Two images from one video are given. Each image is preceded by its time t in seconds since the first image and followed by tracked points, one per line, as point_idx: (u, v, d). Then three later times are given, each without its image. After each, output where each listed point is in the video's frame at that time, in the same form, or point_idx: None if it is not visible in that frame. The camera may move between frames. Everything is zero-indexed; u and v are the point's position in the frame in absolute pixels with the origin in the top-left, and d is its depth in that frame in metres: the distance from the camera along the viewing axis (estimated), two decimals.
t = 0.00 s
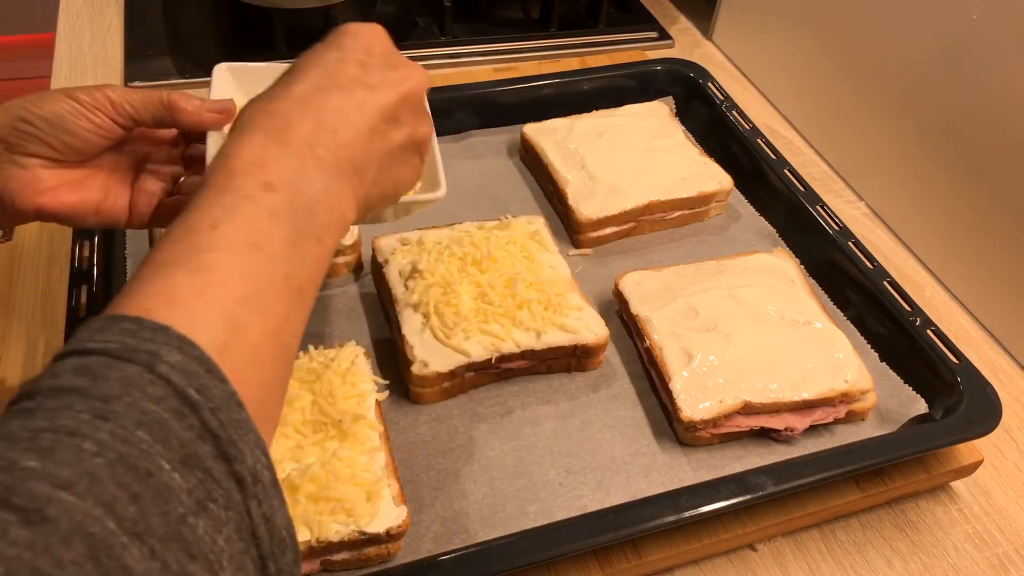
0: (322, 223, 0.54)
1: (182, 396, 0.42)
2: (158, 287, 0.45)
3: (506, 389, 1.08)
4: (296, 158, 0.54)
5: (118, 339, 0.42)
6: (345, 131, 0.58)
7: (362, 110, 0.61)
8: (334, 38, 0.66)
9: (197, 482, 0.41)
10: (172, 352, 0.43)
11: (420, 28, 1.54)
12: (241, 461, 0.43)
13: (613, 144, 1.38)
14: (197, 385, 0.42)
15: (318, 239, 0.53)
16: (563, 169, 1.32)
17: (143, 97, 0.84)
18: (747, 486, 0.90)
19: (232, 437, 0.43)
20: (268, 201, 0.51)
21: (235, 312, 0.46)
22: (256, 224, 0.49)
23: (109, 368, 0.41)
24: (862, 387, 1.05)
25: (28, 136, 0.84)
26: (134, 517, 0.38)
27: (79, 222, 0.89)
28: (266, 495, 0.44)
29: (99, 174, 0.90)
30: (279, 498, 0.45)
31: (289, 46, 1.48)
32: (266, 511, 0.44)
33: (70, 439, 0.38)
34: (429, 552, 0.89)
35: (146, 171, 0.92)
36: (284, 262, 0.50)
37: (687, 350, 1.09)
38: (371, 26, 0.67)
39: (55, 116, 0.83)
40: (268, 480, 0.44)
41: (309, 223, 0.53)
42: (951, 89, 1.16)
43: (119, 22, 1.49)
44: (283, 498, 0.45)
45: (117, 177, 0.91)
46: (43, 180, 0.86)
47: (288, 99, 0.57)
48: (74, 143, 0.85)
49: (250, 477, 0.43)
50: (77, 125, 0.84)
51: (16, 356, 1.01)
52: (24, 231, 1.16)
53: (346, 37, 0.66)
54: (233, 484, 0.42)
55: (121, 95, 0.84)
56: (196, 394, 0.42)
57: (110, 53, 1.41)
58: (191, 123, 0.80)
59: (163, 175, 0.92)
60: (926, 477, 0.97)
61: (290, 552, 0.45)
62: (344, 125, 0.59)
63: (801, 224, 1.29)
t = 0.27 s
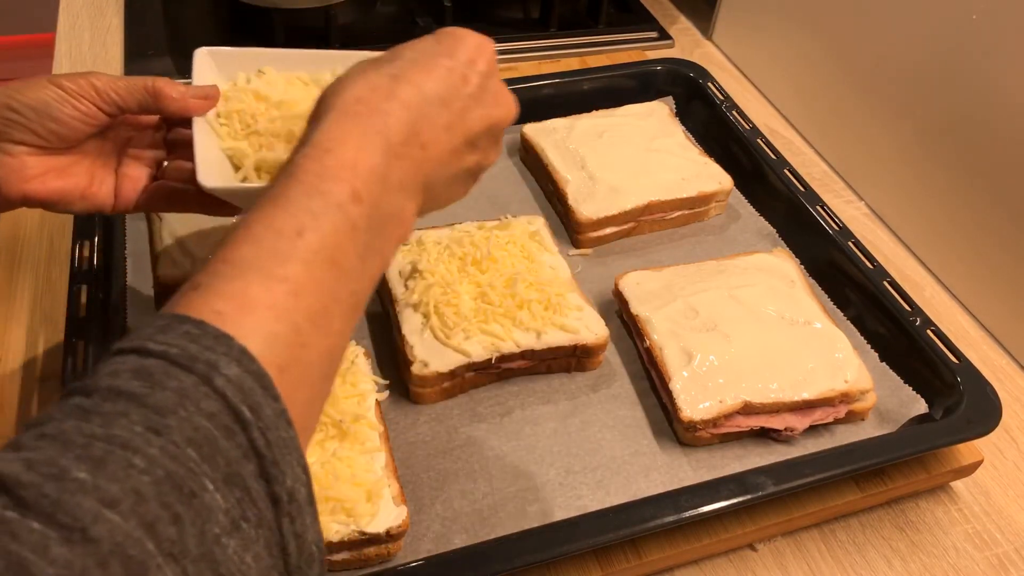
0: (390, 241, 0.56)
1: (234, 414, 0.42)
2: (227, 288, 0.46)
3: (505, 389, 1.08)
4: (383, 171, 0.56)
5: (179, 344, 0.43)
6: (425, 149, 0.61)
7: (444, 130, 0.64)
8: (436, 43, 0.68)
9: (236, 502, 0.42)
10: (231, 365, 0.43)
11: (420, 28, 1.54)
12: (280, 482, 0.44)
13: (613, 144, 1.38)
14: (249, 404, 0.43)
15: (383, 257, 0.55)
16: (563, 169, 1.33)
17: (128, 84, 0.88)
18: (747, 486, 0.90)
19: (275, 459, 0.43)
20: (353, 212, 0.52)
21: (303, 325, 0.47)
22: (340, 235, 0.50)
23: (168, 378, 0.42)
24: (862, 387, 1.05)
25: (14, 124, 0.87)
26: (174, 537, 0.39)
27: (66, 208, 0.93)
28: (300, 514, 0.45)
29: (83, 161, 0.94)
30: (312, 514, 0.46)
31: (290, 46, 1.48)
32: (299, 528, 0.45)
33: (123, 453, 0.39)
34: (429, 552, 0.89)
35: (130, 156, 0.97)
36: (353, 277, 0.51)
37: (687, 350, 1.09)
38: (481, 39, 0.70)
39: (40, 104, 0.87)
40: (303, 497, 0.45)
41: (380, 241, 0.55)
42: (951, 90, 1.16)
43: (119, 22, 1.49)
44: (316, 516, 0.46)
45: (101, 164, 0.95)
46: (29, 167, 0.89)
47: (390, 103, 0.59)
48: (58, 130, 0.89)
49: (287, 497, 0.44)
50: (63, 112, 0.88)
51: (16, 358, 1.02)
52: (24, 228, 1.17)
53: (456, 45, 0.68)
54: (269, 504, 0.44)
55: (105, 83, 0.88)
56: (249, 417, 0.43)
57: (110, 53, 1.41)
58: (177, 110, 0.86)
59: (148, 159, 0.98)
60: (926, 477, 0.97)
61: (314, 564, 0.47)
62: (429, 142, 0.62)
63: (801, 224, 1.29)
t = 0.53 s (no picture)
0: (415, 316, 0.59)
1: (256, 462, 0.44)
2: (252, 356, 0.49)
3: (505, 389, 1.08)
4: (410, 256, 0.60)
5: (210, 401, 0.45)
6: (454, 234, 0.64)
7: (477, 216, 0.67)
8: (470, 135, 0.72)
9: (257, 544, 0.43)
10: (255, 421, 0.45)
11: (420, 28, 1.54)
12: (301, 531, 0.45)
13: (613, 144, 1.38)
14: (272, 455, 0.45)
15: (409, 330, 0.58)
16: (563, 169, 1.33)
17: (83, 55, 0.93)
18: (747, 486, 0.90)
19: (296, 507, 0.45)
20: (374, 292, 0.55)
21: (324, 392, 0.50)
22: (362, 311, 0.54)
23: (199, 427, 0.43)
24: (862, 387, 1.05)
25: None
26: (197, 569, 0.40)
27: (32, 181, 0.98)
28: (319, 568, 0.45)
29: (45, 134, 0.99)
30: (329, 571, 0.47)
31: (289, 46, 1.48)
32: None
33: (154, 488, 0.41)
34: (429, 552, 0.89)
35: (89, 128, 1.02)
36: (376, 351, 0.54)
37: (687, 350, 1.09)
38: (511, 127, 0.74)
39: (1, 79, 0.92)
40: (323, 552, 0.46)
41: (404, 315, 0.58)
42: (951, 90, 1.16)
43: (119, 22, 1.49)
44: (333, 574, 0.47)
45: (61, 137, 1.00)
46: None
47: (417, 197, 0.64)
48: (19, 103, 0.94)
49: (307, 547, 0.45)
50: (21, 85, 0.93)
51: (15, 360, 1.02)
52: (24, 228, 1.17)
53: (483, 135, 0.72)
54: (289, 552, 0.44)
55: (62, 56, 0.93)
56: (273, 465, 0.44)
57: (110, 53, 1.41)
58: (134, 78, 0.89)
59: (108, 130, 1.02)
60: (926, 477, 0.97)
61: None
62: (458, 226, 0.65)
63: (801, 224, 1.29)
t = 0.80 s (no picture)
0: (380, 317, 0.64)
1: (249, 436, 0.49)
2: (235, 357, 0.55)
3: (505, 389, 1.08)
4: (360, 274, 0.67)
5: (201, 392, 0.50)
6: (397, 245, 0.72)
7: (406, 232, 0.75)
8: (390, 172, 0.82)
9: (259, 506, 0.47)
10: (244, 403, 0.50)
11: (420, 28, 1.54)
12: (297, 497, 0.49)
13: (613, 143, 1.38)
14: (262, 429, 0.50)
15: (377, 329, 0.63)
16: (563, 169, 1.33)
17: (57, 44, 0.93)
18: (747, 486, 0.90)
19: (290, 476, 0.50)
20: (330, 302, 0.62)
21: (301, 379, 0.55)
22: (321, 316, 0.60)
23: (193, 409, 0.49)
24: (862, 387, 1.05)
25: None
26: (202, 521, 0.45)
27: (12, 170, 1.00)
28: (317, 535, 0.50)
29: (23, 123, 1.00)
30: (324, 540, 0.51)
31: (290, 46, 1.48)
32: (312, 547, 0.50)
33: (158, 453, 0.46)
34: (429, 552, 0.89)
35: (67, 117, 1.03)
36: (344, 345, 0.59)
37: (687, 350, 1.09)
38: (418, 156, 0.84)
39: None
40: (317, 520, 0.50)
41: (367, 316, 0.63)
42: (951, 89, 1.16)
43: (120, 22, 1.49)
44: (328, 539, 0.51)
45: (39, 126, 1.01)
46: None
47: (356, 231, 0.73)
48: None
49: (305, 513, 0.50)
50: None
51: (15, 358, 1.02)
52: (24, 229, 1.17)
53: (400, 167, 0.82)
54: (288, 517, 0.49)
55: (36, 45, 0.93)
56: (264, 436, 0.50)
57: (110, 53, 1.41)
58: (109, 64, 0.89)
59: (86, 119, 1.04)
60: (926, 477, 0.97)
61: None
62: (394, 242, 0.73)
63: (801, 224, 1.29)
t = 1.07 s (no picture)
0: (367, 287, 0.65)
1: (250, 398, 0.49)
2: (229, 329, 0.55)
3: (505, 388, 1.08)
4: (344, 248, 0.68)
5: (200, 360, 0.51)
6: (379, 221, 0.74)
7: (385, 208, 0.76)
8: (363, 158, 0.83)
9: (263, 466, 0.47)
10: (241, 368, 0.51)
11: (420, 28, 1.54)
12: (300, 457, 0.50)
13: (613, 143, 1.38)
14: (261, 391, 0.50)
15: (365, 298, 0.64)
16: (563, 169, 1.33)
17: (50, 42, 0.93)
18: (747, 486, 0.90)
19: (292, 436, 0.50)
20: (316, 276, 0.63)
21: (295, 346, 0.55)
22: (309, 289, 0.61)
23: (192, 375, 0.49)
24: (862, 387, 1.05)
25: None
26: (209, 478, 0.45)
27: (8, 168, 1.00)
28: (320, 494, 0.50)
29: (19, 122, 1.00)
30: (329, 501, 0.52)
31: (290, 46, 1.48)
32: (317, 509, 0.50)
33: (160, 416, 0.46)
34: (429, 552, 0.89)
35: (62, 116, 1.03)
36: (332, 312, 0.60)
37: (687, 350, 1.09)
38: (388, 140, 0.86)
39: None
40: (321, 480, 0.51)
41: (354, 285, 0.64)
42: (952, 89, 1.16)
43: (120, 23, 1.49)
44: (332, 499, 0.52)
45: (34, 125, 1.01)
46: None
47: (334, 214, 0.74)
48: None
49: (308, 473, 0.50)
50: None
51: (15, 358, 1.02)
52: (24, 228, 1.17)
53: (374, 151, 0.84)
54: (293, 476, 0.49)
55: (30, 44, 0.93)
56: (264, 398, 0.50)
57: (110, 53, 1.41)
58: (105, 63, 0.89)
59: (81, 118, 1.04)
60: (926, 477, 0.97)
61: (330, 554, 0.52)
62: (375, 217, 0.74)
63: (801, 224, 1.29)
